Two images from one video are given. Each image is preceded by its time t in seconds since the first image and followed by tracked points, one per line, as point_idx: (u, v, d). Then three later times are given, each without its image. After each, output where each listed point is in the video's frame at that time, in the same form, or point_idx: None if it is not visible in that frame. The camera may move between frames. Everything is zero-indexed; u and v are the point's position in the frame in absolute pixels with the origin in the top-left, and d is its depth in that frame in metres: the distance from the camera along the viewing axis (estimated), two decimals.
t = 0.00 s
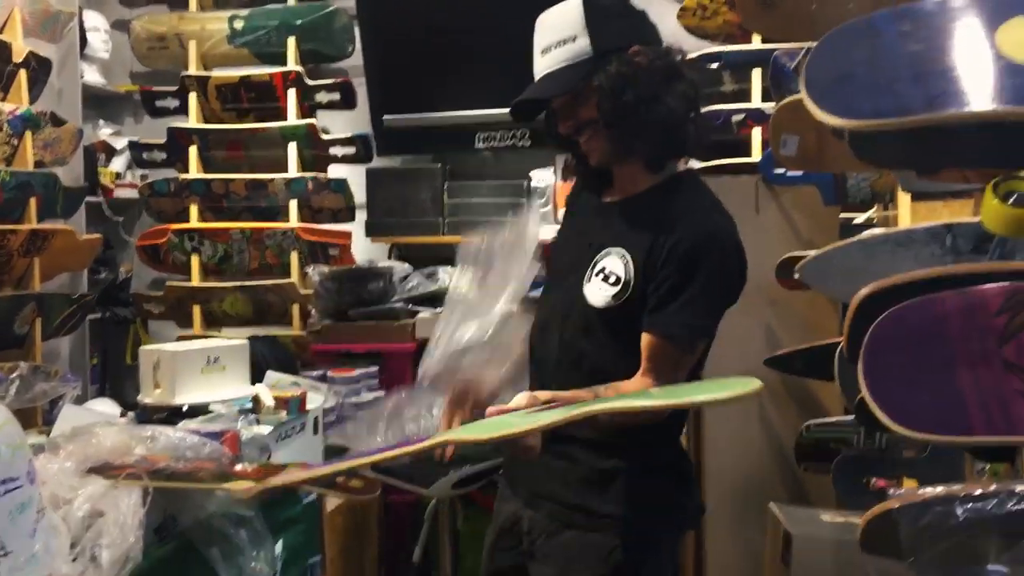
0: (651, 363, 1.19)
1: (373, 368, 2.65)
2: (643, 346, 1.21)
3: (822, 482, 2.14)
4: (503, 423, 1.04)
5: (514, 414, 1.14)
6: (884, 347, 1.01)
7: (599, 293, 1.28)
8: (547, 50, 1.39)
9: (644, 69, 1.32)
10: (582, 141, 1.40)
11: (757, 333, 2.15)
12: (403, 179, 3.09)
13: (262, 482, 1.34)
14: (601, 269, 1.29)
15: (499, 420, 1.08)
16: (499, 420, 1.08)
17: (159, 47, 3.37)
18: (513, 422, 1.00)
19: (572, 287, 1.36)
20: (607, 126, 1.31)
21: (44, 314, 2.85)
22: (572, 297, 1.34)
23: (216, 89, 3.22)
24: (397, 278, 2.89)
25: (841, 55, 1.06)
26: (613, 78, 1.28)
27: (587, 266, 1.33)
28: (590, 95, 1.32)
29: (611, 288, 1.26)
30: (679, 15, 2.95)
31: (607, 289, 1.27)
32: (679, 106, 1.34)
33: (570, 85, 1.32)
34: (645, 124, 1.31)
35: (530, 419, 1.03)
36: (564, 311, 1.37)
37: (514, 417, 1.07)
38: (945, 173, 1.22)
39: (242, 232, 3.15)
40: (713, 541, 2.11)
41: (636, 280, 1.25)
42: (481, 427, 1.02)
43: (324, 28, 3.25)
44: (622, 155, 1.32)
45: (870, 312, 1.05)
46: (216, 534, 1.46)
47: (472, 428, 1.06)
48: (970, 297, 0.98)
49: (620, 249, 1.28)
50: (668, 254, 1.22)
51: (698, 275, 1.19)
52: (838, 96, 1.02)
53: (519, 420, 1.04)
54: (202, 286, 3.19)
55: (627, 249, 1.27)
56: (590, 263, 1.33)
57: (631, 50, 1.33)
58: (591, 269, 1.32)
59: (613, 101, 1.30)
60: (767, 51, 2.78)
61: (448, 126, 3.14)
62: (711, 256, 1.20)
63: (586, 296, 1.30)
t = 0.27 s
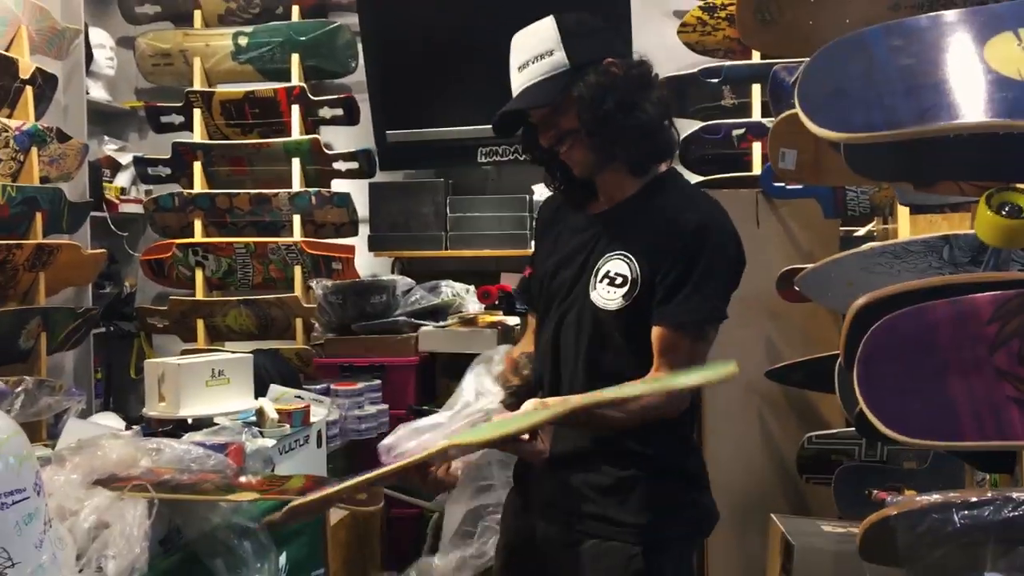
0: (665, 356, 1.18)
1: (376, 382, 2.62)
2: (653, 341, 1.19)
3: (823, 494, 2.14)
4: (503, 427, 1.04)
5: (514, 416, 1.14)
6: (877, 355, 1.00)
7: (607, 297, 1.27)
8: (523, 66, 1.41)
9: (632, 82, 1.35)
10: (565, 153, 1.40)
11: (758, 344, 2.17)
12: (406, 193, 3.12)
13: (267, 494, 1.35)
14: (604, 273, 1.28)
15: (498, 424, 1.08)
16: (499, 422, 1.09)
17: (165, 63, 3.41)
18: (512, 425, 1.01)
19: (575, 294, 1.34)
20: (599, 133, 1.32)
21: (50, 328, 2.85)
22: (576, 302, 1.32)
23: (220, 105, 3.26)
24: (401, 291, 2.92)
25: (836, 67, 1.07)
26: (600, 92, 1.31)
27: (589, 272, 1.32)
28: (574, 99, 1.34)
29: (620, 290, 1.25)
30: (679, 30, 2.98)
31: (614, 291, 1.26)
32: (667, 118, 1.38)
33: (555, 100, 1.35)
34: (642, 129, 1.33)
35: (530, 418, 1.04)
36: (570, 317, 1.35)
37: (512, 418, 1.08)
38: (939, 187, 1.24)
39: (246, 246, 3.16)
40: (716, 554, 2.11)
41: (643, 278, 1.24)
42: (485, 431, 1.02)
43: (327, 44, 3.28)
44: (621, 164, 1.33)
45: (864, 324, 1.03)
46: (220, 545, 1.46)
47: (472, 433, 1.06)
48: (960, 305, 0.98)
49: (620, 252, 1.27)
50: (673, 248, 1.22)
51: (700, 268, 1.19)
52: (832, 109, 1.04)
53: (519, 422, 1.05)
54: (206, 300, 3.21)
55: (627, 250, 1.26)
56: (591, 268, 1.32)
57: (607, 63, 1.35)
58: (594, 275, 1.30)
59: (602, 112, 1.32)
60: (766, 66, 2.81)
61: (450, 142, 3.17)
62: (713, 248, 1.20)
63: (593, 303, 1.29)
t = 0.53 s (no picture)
0: (694, 351, 1.23)
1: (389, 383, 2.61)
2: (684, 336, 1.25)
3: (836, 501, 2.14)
4: (518, 501, 1.14)
5: (534, 466, 1.21)
6: (892, 356, 1.00)
7: (622, 299, 1.27)
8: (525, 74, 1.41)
9: (640, 95, 1.39)
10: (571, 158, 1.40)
11: (772, 350, 2.16)
12: (420, 195, 3.13)
13: (280, 491, 1.36)
14: (618, 275, 1.28)
15: (517, 484, 1.17)
16: (517, 481, 1.18)
17: (183, 63, 3.44)
18: (519, 518, 1.11)
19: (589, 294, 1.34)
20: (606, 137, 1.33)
21: (67, 324, 2.88)
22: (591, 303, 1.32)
23: (237, 105, 3.29)
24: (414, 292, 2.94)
25: (852, 70, 1.07)
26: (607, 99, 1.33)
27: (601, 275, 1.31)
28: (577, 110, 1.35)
29: (635, 291, 1.25)
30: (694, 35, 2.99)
31: (631, 293, 1.26)
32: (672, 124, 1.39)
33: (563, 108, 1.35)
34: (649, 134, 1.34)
35: (539, 508, 1.13)
36: (583, 318, 1.35)
37: (528, 485, 1.17)
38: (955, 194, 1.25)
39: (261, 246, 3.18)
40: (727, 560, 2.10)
41: (658, 280, 1.24)
42: (494, 505, 1.13)
43: (344, 46, 3.31)
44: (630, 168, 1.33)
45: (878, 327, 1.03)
46: (233, 542, 1.46)
47: (490, 484, 1.17)
48: (976, 308, 0.99)
49: (632, 253, 1.27)
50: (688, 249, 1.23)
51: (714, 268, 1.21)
52: (850, 111, 1.03)
53: (530, 505, 1.14)
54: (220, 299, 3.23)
55: (640, 252, 1.26)
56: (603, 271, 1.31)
57: (611, 69, 1.37)
58: (607, 277, 1.30)
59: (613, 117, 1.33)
60: (782, 73, 2.81)
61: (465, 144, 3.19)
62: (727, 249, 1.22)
63: (609, 305, 1.28)
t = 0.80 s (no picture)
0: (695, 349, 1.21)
1: (384, 387, 2.61)
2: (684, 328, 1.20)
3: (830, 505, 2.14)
4: (481, 504, 1.07)
5: (513, 458, 1.12)
6: (888, 362, 1.00)
7: (622, 298, 1.25)
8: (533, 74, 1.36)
9: (640, 93, 1.34)
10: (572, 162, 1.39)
11: (767, 354, 2.17)
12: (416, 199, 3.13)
13: (276, 495, 1.35)
14: (618, 274, 1.26)
15: (488, 485, 1.09)
16: (491, 480, 1.10)
17: (178, 67, 3.44)
18: (477, 535, 1.05)
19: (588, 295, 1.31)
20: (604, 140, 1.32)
21: (60, 329, 2.87)
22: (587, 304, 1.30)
23: (232, 109, 3.28)
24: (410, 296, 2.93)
25: (848, 75, 1.07)
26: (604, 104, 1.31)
27: (599, 276, 1.30)
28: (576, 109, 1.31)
29: (636, 290, 1.23)
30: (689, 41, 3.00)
31: (631, 292, 1.24)
32: (673, 128, 1.38)
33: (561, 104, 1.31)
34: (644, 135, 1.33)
35: (497, 527, 1.06)
36: (580, 321, 1.32)
37: (496, 493, 1.09)
38: (949, 200, 1.26)
39: (256, 250, 3.18)
40: (722, 564, 2.10)
41: (658, 279, 1.22)
42: (461, 509, 1.07)
43: (339, 50, 3.31)
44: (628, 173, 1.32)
45: (873, 332, 1.04)
46: (228, 546, 1.46)
47: (465, 476, 1.09)
48: (971, 313, 0.99)
49: (633, 253, 1.25)
50: (685, 250, 1.21)
51: (713, 267, 1.18)
52: (848, 116, 1.04)
53: (491, 519, 1.07)
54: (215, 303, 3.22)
55: (640, 251, 1.24)
56: (601, 272, 1.29)
57: (619, 73, 1.33)
58: (606, 278, 1.28)
59: (615, 122, 1.31)
60: (776, 78, 2.82)
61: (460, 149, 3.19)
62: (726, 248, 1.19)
63: (610, 306, 1.26)
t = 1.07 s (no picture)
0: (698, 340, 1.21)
1: (382, 388, 2.63)
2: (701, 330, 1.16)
3: (829, 504, 2.15)
4: (465, 461, 1.23)
5: (501, 418, 1.27)
6: (889, 359, 1.00)
7: (639, 292, 1.20)
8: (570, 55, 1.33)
9: (655, 90, 1.32)
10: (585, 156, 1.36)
11: (765, 354, 2.17)
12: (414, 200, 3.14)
13: (276, 495, 1.35)
14: (633, 268, 1.21)
15: (475, 443, 1.24)
16: (480, 437, 1.25)
17: (175, 68, 3.44)
18: (456, 487, 1.21)
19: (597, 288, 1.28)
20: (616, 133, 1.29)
21: (59, 330, 2.87)
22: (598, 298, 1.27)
23: (230, 111, 3.28)
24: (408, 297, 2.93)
25: (850, 74, 1.07)
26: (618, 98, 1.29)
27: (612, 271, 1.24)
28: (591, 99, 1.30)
29: (652, 283, 1.19)
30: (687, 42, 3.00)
31: (646, 285, 1.20)
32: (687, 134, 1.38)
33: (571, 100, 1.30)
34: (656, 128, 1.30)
35: (475, 484, 1.21)
36: (590, 316, 1.29)
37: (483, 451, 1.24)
38: (949, 198, 1.27)
39: (254, 251, 3.18)
40: (721, 564, 2.10)
41: (674, 271, 1.18)
42: (447, 454, 1.23)
43: (337, 52, 3.31)
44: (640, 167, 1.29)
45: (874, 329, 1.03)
46: (228, 547, 1.46)
47: (456, 429, 1.25)
48: (973, 310, 0.98)
49: (647, 246, 1.20)
50: (698, 245, 1.17)
51: (727, 260, 1.14)
52: (851, 115, 1.04)
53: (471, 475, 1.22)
54: (213, 305, 3.22)
55: (654, 244, 1.20)
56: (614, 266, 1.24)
57: (634, 71, 1.33)
58: (621, 271, 1.23)
59: (622, 120, 1.30)
60: (773, 79, 2.83)
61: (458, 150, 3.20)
62: (742, 241, 1.15)
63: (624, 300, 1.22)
